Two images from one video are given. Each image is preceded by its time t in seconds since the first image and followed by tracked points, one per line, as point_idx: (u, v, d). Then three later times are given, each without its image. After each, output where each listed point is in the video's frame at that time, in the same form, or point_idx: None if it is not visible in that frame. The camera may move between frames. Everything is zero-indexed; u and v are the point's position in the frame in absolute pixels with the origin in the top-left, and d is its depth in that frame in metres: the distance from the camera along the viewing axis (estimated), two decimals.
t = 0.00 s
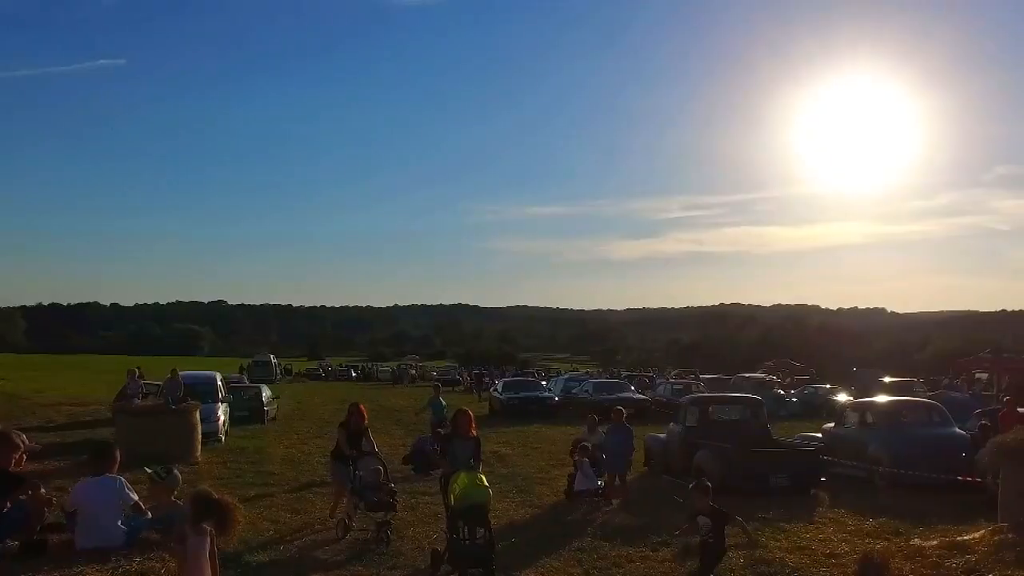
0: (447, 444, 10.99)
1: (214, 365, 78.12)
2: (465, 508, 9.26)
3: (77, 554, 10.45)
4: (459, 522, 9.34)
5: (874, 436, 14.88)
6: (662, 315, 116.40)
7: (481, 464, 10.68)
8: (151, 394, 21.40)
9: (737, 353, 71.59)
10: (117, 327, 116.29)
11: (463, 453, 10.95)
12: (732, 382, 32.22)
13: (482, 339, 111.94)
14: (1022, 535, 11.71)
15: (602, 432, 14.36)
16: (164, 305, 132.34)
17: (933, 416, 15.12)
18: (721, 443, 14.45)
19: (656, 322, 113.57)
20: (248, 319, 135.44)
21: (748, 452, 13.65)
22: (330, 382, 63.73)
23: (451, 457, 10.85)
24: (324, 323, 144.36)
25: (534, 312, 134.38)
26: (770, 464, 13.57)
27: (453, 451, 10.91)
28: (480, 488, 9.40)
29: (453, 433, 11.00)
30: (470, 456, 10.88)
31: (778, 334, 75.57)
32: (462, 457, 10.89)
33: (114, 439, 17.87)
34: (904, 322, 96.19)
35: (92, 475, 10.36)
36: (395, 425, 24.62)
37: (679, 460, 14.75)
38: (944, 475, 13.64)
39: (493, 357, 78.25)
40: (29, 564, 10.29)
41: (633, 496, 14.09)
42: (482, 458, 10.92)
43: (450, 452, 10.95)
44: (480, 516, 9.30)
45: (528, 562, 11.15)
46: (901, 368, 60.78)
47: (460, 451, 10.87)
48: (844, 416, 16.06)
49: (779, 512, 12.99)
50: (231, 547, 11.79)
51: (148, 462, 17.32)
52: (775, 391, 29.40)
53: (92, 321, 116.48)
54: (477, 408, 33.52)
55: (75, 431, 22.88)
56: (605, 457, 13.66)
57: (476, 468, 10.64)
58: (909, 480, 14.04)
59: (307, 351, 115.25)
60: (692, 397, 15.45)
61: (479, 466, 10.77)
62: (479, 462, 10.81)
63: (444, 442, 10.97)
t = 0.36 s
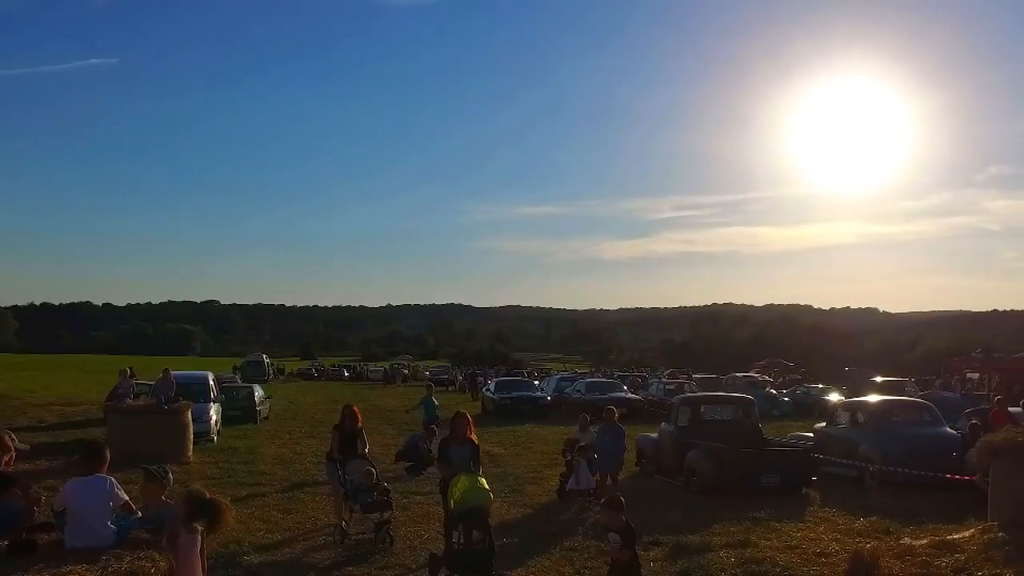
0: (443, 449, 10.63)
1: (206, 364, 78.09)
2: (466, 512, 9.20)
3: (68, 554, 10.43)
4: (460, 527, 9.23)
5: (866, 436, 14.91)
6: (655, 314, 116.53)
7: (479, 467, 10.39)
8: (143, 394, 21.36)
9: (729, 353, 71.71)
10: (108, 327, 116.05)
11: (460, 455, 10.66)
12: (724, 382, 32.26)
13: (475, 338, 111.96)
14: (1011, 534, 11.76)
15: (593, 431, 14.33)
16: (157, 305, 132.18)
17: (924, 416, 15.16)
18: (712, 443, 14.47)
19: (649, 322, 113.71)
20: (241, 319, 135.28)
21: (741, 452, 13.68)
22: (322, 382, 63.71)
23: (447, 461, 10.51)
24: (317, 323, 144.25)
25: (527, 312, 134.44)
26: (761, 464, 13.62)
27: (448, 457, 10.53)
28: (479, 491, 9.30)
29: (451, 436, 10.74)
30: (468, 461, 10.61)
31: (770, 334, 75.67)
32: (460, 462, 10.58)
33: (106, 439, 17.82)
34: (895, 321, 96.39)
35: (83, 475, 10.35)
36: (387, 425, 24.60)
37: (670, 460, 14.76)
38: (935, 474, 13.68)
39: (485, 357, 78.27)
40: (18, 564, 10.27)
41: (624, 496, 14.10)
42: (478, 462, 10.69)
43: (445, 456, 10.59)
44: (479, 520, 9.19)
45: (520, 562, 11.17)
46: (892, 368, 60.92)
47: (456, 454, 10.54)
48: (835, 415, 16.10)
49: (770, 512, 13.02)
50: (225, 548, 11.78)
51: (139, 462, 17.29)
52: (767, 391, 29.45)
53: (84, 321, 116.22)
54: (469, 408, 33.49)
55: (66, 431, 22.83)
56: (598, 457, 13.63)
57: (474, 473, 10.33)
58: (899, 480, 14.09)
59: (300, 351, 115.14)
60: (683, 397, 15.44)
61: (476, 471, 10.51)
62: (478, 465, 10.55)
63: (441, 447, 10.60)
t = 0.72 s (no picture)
0: (433, 449, 10.65)
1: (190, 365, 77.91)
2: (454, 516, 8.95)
3: (47, 554, 10.39)
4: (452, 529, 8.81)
5: (847, 436, 14.98)
6: (640, 314, 116.75)
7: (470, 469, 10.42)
8: (125, 394, 21.29)
9: (713, 353, 71.94)
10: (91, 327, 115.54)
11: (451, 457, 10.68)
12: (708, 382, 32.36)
13: (460, 339, 111.96)
14: (991, 533, 11.85)
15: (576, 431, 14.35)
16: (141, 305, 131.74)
17: (906, 415, 15.25)
18: (695, 443, 14.52)
19: (634, 322, 113.92)
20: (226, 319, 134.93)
21: (725, 451, 13.73)
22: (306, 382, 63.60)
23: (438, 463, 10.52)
24: (302, 324, 143.97)
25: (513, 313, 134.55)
26: (744, 463, 13.67)
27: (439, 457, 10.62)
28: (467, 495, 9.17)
29: (440, 437, 10.71)
30: (459, 462, 10.59)
31: (754, 334, 75.96)
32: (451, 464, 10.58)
33: (87, 439, 17.76)
34: (878, 321, 96.89)
35: (63, 476, 10.31)
36: (371, 425, 24.59)
37: (654, 460, 14.80)
38: (916, 473, 13.77)
39: (470, 357, 78.30)
40: None
41: (607, 496, 14.13)
42: (470, 463, 10.63)
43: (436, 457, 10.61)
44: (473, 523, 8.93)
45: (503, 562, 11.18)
46: (874, 368, 61.24)
47: (448, 455, 10.58)
48: (818, 415, 16.16)
49: (752, 511, 13.07)
50: (211, 550, 11.73)
51: (121, 463, 17.24)
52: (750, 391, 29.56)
53: (67, 322, 115.75)
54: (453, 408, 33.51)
55: (47, 433, 22.75)
56: (582, 457, 13.68)
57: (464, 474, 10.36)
58: (881, 479, 14.18)
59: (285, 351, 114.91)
60: (665, 397, 15.47)
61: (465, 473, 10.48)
62: (468, 467, 10.54)
63: (432, 446, 10.66)
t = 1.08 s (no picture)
0: (413, 454, 10.44)
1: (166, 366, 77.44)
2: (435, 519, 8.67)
3: (19, 555, 10.31)
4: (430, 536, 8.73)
5: (822, 436, 15.08)
6: (618, 314, 117.06)
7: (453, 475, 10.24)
8: (100, 395, 21.15)
9: (689, 352, 72.17)
10: (66, 327, 114.61)
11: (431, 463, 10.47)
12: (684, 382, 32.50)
13: (439, 338, 111.86)
14: (963, 531, 11.98)
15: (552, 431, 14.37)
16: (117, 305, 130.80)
17: (880, 415, 15.37)
18: (671, 443, 14.58)
19: (612, 322, 114.19)
20: (203, 319, 134.20)
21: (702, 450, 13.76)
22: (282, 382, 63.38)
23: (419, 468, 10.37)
24: (280, 324, 143.43)
25: (491, 313, 134.56)
26: (720, 463, 13.70)
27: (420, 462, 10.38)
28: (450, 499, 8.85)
29: (420, 442, 10.48)
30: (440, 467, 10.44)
31: (730, 334, 76.29)
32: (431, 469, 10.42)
33: (61, 440, 17.61)
34: (854, 321, 97.44)
35: (36, 477, 10.24)
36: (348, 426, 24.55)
37: (630, 460, 14.86)
38: (890, 472, 13.89)
39: (447, 357, 78.23)
40: None
41: (583, 495, 14.17)
42: (452, 468, 10.46)
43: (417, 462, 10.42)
44: (453, 528, 8.75)
45: (479, 563, 11.19)
46: (849, 368, 61.63)
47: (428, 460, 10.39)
48: (792, 415, 16.27)
49: (728, 510, 13.14)
50: (186, 551, 11.66)
51: (96, 464, 17.12)
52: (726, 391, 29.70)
53: (41, 322, 114.71)
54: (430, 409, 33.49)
55: (20, 434, 22.54)
56: (559, 457, 13.71)
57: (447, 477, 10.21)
58: (855, 478, 14.30)
59: (262, 351, 114.36)
60: (642, 396, 15.51)
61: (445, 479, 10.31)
62: (449, 471, 10.40)
63: (411, 451, 10.43)
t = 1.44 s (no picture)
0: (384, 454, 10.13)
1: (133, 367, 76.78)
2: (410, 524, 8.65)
3: None
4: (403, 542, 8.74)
5: (788, 434, 15.22)
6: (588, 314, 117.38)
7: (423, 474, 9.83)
8: (64, 396, 20.92)
9: (658, 352, 72.50)
10: (31, 327, 113.20)
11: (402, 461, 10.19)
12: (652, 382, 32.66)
13: (408, 338, 111.64)
14: (926, 528, 12.13)
15: (520, 430, 14.41)
16: (83, 305, 129.35)
17: (845, 414, 15.54)
18: (638, 442, 14.65)
19: (582, 322, 114.49)
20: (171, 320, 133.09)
21: (669, 449, 13.85)
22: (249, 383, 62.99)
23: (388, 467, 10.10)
24: (249, 325, 142.54)
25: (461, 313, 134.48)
26: (686, 462, 13.82)
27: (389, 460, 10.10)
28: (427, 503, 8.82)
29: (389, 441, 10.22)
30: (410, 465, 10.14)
31: (698, 333, 76.69)
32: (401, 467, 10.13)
33: (25, 442, 17.41)
34: (820, 321, 98.34)
35: None
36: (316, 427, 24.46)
37: (597, 459, 14.91)
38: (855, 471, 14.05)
39: (417, 357, 78.09)
40: None
41: (551, 495, 14.21)
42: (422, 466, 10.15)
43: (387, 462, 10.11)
44: (427, 532, 8.72)
45: (446, 563, 11.19)
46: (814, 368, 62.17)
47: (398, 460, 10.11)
48: (759, 414, 16.40)
49: (695, 509, 13.22)
50: (152, 555, 11.54)
51: (61, 465, 16.95)
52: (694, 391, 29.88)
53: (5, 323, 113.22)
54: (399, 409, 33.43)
55: None
56: (528, 457, 13.70)
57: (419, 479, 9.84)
58: (822, 476, 14.46)
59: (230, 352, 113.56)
60: (609, 396, 15.58)
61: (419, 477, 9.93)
62: (421, 471, 10.02)
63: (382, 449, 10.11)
